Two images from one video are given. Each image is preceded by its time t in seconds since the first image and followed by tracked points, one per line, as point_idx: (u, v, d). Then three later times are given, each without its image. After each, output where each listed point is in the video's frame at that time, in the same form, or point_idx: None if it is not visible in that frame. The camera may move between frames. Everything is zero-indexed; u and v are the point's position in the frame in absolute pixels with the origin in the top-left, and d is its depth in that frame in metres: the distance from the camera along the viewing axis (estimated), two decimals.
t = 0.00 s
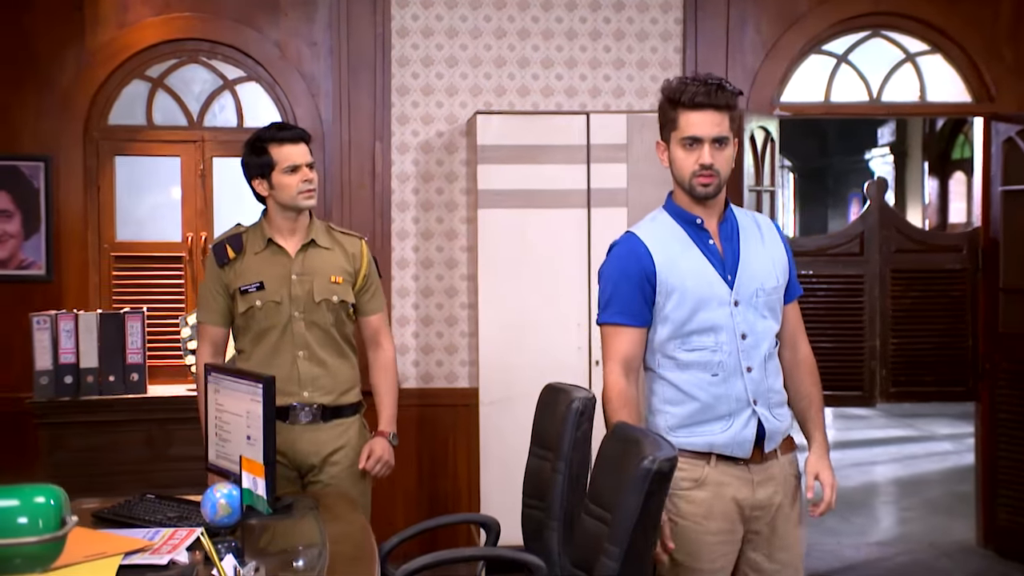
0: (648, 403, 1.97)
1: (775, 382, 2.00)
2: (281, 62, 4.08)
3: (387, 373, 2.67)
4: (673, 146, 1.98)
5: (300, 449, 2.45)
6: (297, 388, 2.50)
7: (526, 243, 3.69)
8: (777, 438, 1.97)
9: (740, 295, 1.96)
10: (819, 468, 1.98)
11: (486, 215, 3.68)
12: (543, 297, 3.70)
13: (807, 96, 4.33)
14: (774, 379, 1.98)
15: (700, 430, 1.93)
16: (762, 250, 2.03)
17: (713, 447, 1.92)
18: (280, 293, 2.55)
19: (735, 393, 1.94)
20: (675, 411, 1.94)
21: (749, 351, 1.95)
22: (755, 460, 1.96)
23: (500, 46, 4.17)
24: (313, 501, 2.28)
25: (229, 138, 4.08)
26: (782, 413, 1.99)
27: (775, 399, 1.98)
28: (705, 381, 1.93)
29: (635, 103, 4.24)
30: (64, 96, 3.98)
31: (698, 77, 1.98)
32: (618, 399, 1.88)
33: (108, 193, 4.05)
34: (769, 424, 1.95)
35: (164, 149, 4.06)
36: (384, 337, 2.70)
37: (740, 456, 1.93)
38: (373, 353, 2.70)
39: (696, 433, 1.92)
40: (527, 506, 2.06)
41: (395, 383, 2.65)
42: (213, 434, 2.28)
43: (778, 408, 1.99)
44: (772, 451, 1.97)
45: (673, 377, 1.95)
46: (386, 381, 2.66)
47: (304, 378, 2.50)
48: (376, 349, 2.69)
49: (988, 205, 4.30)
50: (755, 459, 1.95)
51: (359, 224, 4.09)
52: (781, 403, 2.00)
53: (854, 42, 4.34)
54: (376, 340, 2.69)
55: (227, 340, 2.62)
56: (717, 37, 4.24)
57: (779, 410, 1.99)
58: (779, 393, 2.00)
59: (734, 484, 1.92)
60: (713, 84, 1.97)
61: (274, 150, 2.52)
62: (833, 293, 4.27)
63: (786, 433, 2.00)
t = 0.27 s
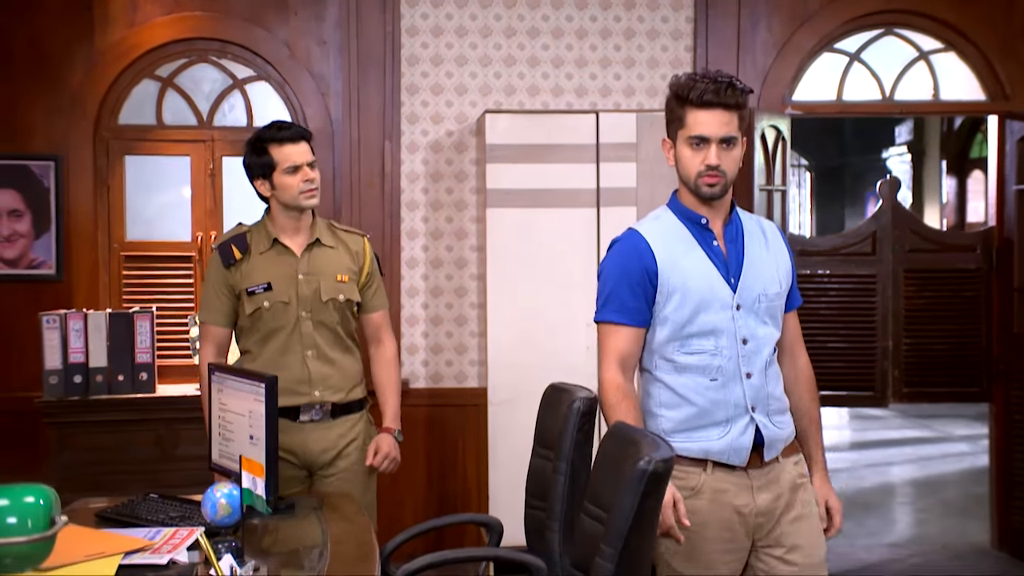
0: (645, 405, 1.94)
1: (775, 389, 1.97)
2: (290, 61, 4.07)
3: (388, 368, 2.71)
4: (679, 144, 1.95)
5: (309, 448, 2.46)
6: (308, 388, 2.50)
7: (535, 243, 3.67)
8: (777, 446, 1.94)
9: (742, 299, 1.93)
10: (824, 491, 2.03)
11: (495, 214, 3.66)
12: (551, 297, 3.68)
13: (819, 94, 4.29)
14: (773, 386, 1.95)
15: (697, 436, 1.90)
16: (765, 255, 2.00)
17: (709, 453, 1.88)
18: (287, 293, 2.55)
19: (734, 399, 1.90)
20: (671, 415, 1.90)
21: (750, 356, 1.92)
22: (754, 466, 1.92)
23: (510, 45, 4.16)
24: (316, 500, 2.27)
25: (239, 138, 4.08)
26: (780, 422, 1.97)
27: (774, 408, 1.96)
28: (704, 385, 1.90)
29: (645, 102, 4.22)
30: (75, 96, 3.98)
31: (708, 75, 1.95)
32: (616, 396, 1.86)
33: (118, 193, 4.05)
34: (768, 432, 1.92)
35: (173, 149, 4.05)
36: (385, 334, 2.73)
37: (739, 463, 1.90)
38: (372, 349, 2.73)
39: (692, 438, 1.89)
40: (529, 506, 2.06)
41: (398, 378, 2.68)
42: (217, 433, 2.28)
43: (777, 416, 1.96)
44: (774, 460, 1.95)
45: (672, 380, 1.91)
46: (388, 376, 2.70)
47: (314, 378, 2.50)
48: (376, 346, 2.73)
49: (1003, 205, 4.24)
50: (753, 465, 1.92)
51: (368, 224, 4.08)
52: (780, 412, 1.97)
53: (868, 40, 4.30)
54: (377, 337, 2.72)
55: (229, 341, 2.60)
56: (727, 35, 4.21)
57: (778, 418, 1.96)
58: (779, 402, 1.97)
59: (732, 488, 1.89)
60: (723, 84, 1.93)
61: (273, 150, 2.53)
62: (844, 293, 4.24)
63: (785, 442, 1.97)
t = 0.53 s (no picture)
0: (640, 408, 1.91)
1: (775, 396, 1.94)
2: (293, 60, 4.06)
3: (389, 369, 2.77)
4: (683, 143, 1.91)
5: (322, 447, 2.47)
6: (317, 384, 2.50)
7: (538, 241, 3.66)
8: (774, 454, 1.90)
9: (742, 303, 1.89)
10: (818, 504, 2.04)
11: (497, 213, 3.65)
12: (553, 296, 3.67)
13: (823, 93, 4.27)
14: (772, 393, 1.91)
15: (692, 441, 1.87)
16: (768, 257, 1.96)
17: (702, 459, 1.85)
18: (291, 291, 2.55)
19: (731, 405, 1.87)
20: (666, 419, 1.88)
21: (748, 361, 1.88)
22: (749, 473, 1.89)
23: (513, 44, 4.15)
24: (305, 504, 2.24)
25: (242, 137, 4.08)
26: (779, 430, 1.93)
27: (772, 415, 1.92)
28: (700, 390, 1.87)
29: (648, 100, 4.21)
30: (77, 96, 3.98)
31: (715, 73, 1.91)
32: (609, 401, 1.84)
33: (120, 193, 4.05)
34: (764, 439, 1.88)
35: (176, 149, 4.05)
36: (384, 331, 2.76)
37: (734, 471, 1.87)
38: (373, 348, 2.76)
39: (687, 443, 1.86)
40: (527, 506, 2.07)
41: (402, 379, 2.76)
42: (215, 433, 2.27)
43: (775, 423, 1.92)
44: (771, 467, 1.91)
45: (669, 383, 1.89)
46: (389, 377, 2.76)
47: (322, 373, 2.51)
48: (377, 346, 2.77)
49: (1009, 205, 4.24)
50: (748, 473, 1.89)
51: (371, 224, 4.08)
52: (779, 420, 1.93)
53: (872, 38, 4.28)
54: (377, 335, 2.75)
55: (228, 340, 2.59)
56: (731, 33, 4.20)
57: (777, 426, 1.92)
58: (778, 409, 1.93)
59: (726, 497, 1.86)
60: (729, 82, 1.90)
61: (271, 151, 2.52)
62: (849, 292, 4.23)
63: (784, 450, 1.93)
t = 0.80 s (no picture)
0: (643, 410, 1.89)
1: (780, 405, 1.89)
2: (294, 60, 4.06)
3: (386, 360, 2.85)
4: (695, 143, 1.87)
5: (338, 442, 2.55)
6: (333, 382, 2.58)
7: (538, 241, 3.65)
8: (776, 464, 1.86)
9: (748, 309, 1.84)
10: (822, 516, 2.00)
11: (498, 213, 3.65)
12: (553, 296, 3.66)
13: (825, 93, 4.26)
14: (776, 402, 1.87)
15: (691, 447, 1.84)
16: (779, 262, 1.91)
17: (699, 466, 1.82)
18: (308, 289, 2.60)
19: (730, 413, 1.83)
20: (666, 423, 1.85)
21: (751, 369, 1.84)
22: (748, 482, 1.85)
23: (514, 43, 4.14)
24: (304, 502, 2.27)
25: (242, 137, 4.08)
26: (784, 440, 1.88)
27: (776, 426, 1.87)
28: (700, 396, 1.83)
29: (649, 100, 4.21)
30: (78, 95, 3.98)
31: (728, 71, 1.86)
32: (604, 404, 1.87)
33: (121, 192, 4.05)
34: (764, 450, 1.84)
35: (176, 148, 4.05)
36: (379, 326, 2.86)
37: (733, 479, 1.84)
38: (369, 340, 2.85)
39: (686, 449, 1.84)
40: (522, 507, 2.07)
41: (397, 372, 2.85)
42: (210, 433, 2.27)
43: (779, 433, 1.88)
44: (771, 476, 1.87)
45: (670, 387, 1.86)
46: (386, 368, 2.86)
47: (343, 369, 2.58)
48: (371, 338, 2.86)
49: (1012, 205, 4.23)
50: (747, 482, 1.85)
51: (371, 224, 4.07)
52: (784, 430, 1.89)
53: (874, 38, 4.27)
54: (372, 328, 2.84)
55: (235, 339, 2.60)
56: (732, 33, 4.18)
57: (781, 436, 1.88)
58: (784, 418, 1.89)
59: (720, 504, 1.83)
60: (741, 80, 1.85)
61: (276, 151, 2.56)
62: (851, 292, 4.30)
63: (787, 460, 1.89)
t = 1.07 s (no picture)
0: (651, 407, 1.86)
1: (790, 410, 1.79)
2: (294, 62, 4.08)
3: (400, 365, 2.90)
4: (712, 138, 1.81)
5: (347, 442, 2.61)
6: (346, 384, 2.64)
7: (536, 242, 3.67)
8: (777, 470, 1.77)
9: (754, 306, 1.78)
10: (854, 528, 1.76)
11: (496, 214, 3.67)
12: (551, 296, 3.68)
13: (823, 93, 4.29)
14: (783, 405, 1.78)
15: (691, 445, 1.79)
16: (798, 260, 1.82)
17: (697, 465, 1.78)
18: (325, 290, 2.65)
19: (729, 413, 1.77)
20: (669, 420, 1.81)
21: (756, 368, 1.78)
22: (749, 488, 1.77)
23: (512, 45, 4.16)
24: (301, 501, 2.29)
25: (242, 137, 4.10)
26: (794, 447, 1.79)
27: (784, 431, 1.78)
28: (699, 393, 1.79)
29: (648, 101, 4.22)
30: (79, 96, 4.00)
31: (747, 64, 1.81)
32: (614, 394, 1.83)
33: (122, 193, 4.06)
34: (765, 453, 1.76)
35: (177, 149, 4.07)
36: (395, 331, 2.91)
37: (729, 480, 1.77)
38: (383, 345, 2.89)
39: (684, 447, 1.79)
40: (516, 506, 2.10)
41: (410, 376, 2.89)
42: (206, 432, 2.29)
43: (789, 438, 1.79)
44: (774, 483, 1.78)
45: (675, 385, 1.82)
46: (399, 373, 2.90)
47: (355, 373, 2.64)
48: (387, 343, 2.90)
49: (1009, 206, 4.17)
50: (746, 487, 1.77)
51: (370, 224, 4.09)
52: (794, 438, 1.79)
53: (872, 39, 4.28)
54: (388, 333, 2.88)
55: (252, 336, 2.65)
56: (730, 34, 4.20)
57: (791, 442, 1.79)
58: (796, 424, 1.79)
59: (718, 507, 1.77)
60: (761, 74, 1.79)
61: (297, 155, 2.61)
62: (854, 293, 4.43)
63: (796, 469, 1.79)
